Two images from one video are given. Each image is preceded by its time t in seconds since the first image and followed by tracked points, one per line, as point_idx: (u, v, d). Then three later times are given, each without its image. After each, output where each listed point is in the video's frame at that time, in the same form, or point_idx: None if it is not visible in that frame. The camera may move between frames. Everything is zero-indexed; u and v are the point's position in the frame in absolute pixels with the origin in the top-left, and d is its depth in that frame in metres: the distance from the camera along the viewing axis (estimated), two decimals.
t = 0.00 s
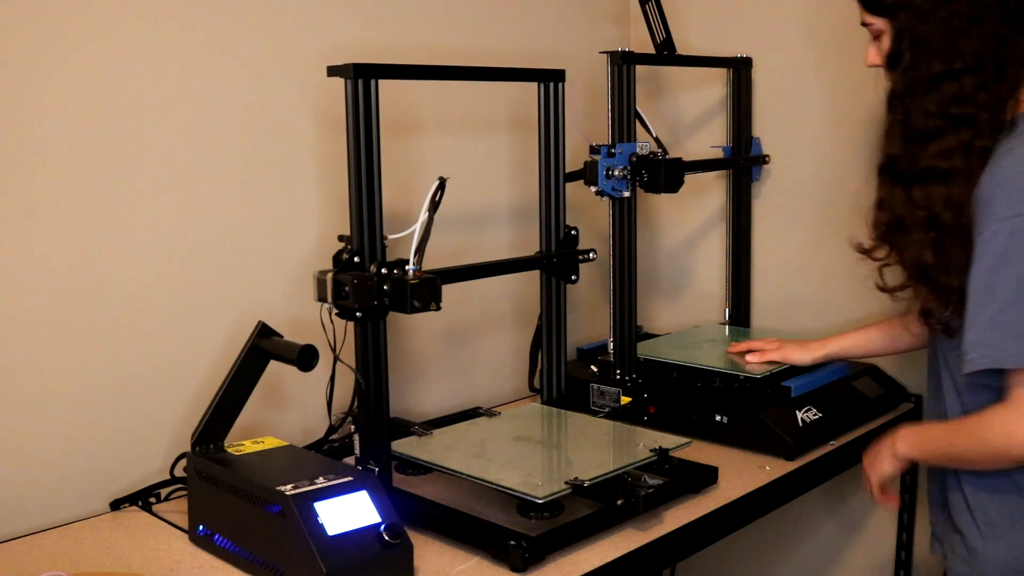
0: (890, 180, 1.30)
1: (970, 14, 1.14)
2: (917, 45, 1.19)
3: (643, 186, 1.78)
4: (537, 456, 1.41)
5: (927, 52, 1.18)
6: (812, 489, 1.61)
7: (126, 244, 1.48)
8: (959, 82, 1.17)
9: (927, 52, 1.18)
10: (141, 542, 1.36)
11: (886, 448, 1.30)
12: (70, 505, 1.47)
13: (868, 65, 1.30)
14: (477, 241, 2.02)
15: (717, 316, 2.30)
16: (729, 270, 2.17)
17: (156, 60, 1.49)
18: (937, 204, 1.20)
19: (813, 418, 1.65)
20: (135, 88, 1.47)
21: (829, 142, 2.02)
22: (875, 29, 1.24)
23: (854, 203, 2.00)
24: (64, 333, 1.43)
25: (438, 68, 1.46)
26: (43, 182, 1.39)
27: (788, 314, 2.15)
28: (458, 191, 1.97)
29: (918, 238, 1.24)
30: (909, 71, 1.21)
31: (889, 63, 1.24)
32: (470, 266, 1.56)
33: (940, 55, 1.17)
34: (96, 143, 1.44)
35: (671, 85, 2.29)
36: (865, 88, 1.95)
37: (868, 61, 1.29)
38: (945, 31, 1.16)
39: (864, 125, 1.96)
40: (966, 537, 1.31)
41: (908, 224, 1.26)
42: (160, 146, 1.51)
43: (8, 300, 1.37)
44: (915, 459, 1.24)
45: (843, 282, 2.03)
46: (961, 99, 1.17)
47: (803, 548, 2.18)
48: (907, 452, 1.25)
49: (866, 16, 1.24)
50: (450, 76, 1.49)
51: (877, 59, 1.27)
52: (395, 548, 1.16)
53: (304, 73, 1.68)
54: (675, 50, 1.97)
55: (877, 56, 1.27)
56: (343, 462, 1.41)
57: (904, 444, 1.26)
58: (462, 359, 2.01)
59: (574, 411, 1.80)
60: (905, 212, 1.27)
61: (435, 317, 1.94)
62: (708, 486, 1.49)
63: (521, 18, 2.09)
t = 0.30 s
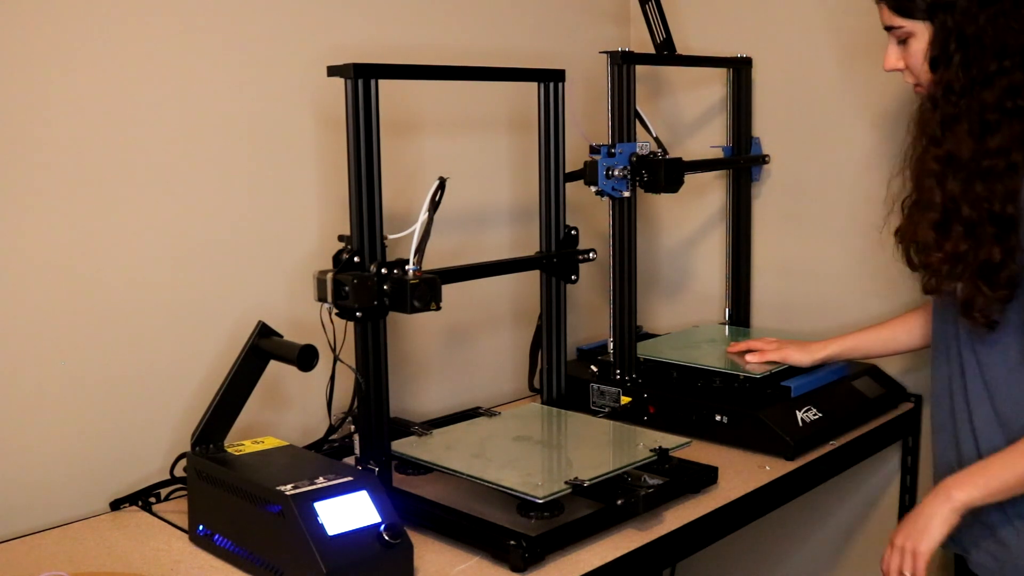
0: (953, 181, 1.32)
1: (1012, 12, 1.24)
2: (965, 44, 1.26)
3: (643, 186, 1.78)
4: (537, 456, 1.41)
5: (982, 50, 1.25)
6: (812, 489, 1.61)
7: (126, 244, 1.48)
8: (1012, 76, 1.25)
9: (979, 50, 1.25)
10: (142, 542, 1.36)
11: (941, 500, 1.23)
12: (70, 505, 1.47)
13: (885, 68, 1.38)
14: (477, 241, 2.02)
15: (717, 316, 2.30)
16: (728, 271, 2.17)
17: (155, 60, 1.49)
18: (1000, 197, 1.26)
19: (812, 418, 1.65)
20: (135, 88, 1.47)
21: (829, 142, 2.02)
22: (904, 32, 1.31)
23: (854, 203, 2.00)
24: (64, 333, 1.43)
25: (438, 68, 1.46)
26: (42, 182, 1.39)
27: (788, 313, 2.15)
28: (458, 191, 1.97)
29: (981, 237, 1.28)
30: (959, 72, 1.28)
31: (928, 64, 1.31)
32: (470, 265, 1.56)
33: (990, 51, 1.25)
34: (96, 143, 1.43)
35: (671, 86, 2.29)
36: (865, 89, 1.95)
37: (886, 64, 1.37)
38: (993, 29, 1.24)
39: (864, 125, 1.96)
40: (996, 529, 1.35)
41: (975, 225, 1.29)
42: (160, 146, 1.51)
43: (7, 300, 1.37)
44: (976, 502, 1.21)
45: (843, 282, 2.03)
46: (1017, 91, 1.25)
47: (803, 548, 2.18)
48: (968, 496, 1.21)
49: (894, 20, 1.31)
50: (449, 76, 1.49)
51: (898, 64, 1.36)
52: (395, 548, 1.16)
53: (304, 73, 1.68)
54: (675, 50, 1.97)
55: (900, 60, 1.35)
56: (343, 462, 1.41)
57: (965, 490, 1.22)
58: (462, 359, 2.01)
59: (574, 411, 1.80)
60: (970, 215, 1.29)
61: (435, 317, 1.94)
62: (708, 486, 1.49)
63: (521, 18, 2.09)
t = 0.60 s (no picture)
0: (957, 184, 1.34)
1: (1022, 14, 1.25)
2: (975, 47, 1.28)
3: (643, 186, 1.78)
4: (537, 456, 1.41)
5: (991, 52, 1.27)
6: (812, 489, 1.61)
7: (126, 244, 1.48)
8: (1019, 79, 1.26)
9: (989, 53, 1.27)
10: (142, 542, 1.36)
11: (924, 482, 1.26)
12: (69, 505, 1.47)
13: (902, 73, 1.40)
14: (477, 241, 2.02)
15: (717, 316, 2.30)
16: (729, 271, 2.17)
17: (155, 60, 1.49)
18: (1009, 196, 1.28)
19: (812, 418, 1.65)
20: (135, 88, 1.47)
21: (830, 142, 2.02)
22: (918, 36, 1.33)
23: (854, 203, 2.00)
24: (64, 333, 1.43)
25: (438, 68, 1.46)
26: (41, 182, 1.39)
27: (789, 314, 2.15)
28: (458, 191, 1.97)
29: (990, 239, 1.30)
30: (966, 74, 1.29)
31: (940, 67, 1.32)
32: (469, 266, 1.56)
33: (1000, 54, 1.26)
34: (96, 143, 1.44)
35: (671, 86, 2.29)
36: (866, 89, 1.95)
37: (902, 69, 1.38)
38: (1002, 30, 1.25)
39: (864, 126, 1.96)
40: (1009, 532, 1.36)
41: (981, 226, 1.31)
42: (160, 146, 1.51)
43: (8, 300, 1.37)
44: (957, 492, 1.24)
45: (843, 282, 2.03)
46: None
47: (803, 548, 2.18)
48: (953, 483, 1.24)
49: (908, 25, 1.33)
50: (449, 76, 1.49)
51: (912, 68, 1.38)
52: (395, 548, 1.16)
53: (304, 73, 1.68)
54: (674, 51, 1.97)
55: (914, 64, 1.37)
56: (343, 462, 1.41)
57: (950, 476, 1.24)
58: (462, 360, 2.01)
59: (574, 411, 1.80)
60: (970, 217, 1.32)
61: (435, 317, 1.94)
62: (708, 486, 1.49)
63: (521, 18, 2.09)
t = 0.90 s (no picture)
0: (962, 168, 1.35)
1: None
2: (988, 36, 1.28)
3: (643, 186, 1.78)
4: (537, 457, 1.41)
5: (1001, 41, 1.28)
6: (812, 489, 1.61)
7: (126, 244, 1.48)
8: None
9: (1000, 40, 1.28)
10: (142, 542, 1.36)
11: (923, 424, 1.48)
12: (69, 506, 1.47)
13: (920, 64, 1.40)
14: (477, 240, 2.02)
15: (717, 316, 2.30)
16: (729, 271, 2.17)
17: (156, 61, 1.49)
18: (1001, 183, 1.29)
19: (812, 418, 1.65)
20: (135, 88, 1.47)
21: (829, 143, 2.02)
22: (935, 26, 1.33)
23: (854, 204, 2.00)
24: (64, 334, 1.43)
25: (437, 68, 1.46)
26: (41, 182, 1.39)
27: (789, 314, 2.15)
28: (458, 192, 1.97)
29: (977, 223, 1.32)
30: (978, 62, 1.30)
31: (953, 55, 1.33)
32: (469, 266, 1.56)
33: (1012, 42, 1.27)
34: (96, 144, 1.44)
35: (671, 86, 2.29)
36: (866, 89, 1.95)
37: (920, 60, 1.39)
38: (1018, 21, 1.26)
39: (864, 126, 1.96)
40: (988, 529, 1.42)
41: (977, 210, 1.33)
42: (160, 147, 1.51)
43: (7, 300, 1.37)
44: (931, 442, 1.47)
45: (843, 282, 2.03)
46: None
47: (804, 549, 2.18)
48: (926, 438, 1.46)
49: (928, 13, 1.33)
50: (449, 76, 1.49)
51: (932, 59, 1.38)
52: (395, 548, 1.16)
53: (304, 73, 1.68)
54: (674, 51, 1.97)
55: (932, 55, 1.37)
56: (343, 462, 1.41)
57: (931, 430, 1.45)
58: (462, 360, 2.01)
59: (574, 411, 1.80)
60: (969, 202, 1.34)
61: (435, 317, 1.94)
62: (708, 486, 1.49)
63: (521, 18, 2.09)
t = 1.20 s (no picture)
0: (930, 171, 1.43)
1: (1014, 13, 1.26)
2: (960, 39, 1.32)
3: (643, 186, 1.77)
4: (537, 456, 1.41)
5: (974, 45, 1.30)
6: (812, 489, 1.61)
7: (126, 244, 1.48)
8: (1000, 72, 1.29)
9: (972, 44, 1.31)
10: (142, 542, 1.36)
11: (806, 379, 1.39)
12: (69, 506, 1.47)
13: (919, 65, 1.45)
14: (477, 241, 2.02)
15: (717, 316, 2.30)
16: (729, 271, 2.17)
17: (156, 60, 1.49)
18: (968, 185, 1.35)
19: (812, 418, 1.65)
20: (135, 89, 1.47)
21: (830, 143, 2.02)
22: (924, 29, 1.39)
23: (853, 203, 2.00)
24: (64, 334, 1.43)
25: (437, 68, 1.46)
26: (42, 182, 1.39)
27: (788, 314, 2.15)
28: (458, 192, 1.97)
29: (951, 222, 1.41)
30: (954, 64, 1.33)
31: (935, 56, 1.37)
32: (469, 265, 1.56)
33: (982, 46, 1.29)
34: (96, 145, 1.44)
35: (671, 86, 2.29)
36: (866, 89, 1.94)
37: (918, 61, 1.44)
38: (987, 25, 1.28)
39: (863, 126, 1.96)
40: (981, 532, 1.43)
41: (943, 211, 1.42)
42: (161, 146, 1.51)
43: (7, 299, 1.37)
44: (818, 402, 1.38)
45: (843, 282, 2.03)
46: (1004, 86, 1.29)
47: (804, 548, 2.18)
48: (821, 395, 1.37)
49: (918, 15, 1.39)
50: (449, 76, 1.49)
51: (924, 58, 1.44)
52: (395, 548, 1.16)
53: (304, 73, 1.69)
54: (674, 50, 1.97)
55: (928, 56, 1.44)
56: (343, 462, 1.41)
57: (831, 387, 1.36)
58: (462, 360, 2.01)
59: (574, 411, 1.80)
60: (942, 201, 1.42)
61: (435, 317, 1.94)
62: (708, 486, 1.49)
63: (521, 18, 2.09)
